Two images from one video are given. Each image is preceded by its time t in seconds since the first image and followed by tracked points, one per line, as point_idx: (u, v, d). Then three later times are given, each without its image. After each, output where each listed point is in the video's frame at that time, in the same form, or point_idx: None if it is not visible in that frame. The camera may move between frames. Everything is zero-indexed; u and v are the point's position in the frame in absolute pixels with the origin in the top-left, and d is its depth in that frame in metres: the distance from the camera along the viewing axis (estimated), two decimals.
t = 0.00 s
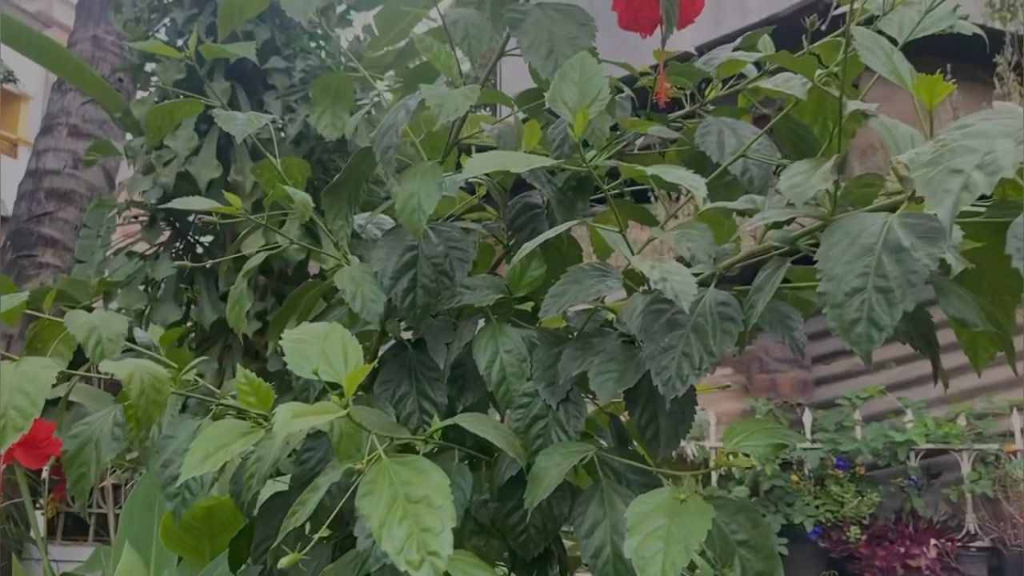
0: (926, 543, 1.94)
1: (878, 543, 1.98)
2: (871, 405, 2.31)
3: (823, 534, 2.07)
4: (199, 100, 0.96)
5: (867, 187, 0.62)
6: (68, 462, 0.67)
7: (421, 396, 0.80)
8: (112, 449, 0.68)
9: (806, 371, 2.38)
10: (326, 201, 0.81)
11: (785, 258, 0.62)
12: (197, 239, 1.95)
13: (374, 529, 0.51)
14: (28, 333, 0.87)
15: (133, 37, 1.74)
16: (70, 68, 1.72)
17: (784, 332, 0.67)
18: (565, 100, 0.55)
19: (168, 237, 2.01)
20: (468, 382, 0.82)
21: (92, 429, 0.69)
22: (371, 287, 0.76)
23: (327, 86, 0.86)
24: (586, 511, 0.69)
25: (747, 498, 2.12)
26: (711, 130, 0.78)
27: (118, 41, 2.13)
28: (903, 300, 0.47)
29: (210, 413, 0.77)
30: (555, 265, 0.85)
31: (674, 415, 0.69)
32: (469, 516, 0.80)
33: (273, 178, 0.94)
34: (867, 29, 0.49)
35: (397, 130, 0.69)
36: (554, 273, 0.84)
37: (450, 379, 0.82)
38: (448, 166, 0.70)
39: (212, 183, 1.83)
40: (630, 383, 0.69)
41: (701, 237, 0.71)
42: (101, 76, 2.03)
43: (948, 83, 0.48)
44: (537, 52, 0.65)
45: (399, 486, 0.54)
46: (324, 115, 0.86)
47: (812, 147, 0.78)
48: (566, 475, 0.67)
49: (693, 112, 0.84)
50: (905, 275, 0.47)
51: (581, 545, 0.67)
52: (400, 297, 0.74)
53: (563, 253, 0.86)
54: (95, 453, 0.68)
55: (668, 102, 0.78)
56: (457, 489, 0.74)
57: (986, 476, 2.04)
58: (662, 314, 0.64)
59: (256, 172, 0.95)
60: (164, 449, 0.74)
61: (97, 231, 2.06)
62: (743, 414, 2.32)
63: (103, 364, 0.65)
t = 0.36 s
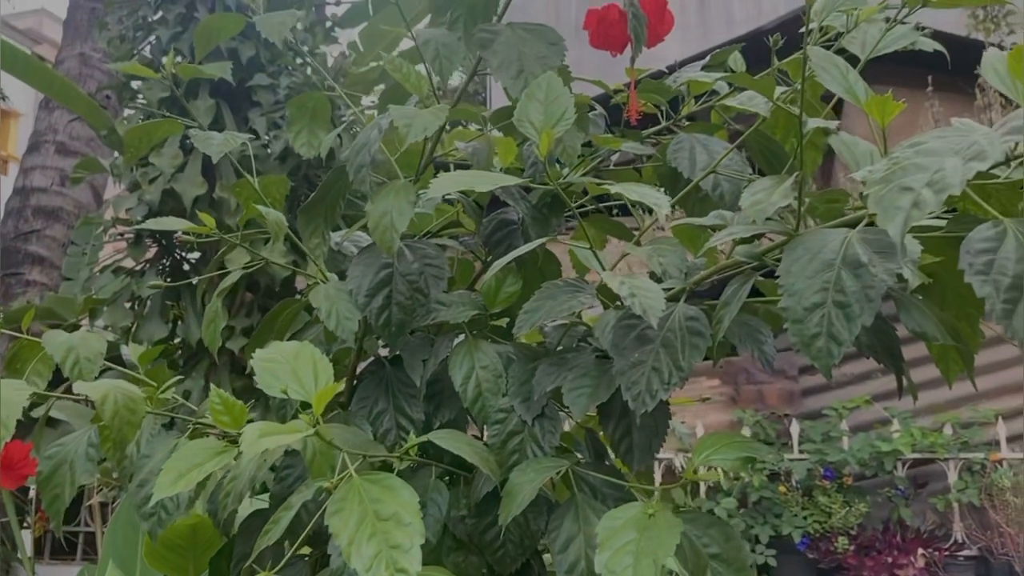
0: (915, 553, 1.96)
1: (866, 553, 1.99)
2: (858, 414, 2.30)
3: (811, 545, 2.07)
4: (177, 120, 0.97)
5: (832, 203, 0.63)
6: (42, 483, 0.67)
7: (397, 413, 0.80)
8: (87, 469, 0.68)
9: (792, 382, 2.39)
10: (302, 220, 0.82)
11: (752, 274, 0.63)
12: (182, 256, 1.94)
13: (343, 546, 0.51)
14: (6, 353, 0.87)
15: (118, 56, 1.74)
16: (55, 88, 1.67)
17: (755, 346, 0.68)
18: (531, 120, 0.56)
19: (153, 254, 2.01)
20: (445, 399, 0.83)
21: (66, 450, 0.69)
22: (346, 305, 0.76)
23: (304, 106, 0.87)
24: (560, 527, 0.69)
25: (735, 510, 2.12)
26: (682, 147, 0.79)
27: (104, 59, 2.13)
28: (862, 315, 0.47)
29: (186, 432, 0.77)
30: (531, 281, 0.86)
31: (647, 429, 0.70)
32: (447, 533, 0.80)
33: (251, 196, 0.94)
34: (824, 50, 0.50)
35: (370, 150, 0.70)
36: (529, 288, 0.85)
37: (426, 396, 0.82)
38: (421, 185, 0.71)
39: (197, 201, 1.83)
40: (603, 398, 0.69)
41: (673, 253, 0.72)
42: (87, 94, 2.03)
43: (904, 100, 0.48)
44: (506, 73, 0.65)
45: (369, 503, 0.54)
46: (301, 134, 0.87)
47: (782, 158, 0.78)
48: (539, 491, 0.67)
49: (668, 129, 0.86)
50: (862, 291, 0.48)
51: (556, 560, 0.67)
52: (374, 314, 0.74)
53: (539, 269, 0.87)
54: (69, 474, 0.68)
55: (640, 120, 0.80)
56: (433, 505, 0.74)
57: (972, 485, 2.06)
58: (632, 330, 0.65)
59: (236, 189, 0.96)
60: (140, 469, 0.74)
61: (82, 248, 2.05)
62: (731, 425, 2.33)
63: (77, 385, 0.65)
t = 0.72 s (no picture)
0: (906, 561, 1.95)
1: (858, 562, 1.99)
2: (849, 422, 2.30)
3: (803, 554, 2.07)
4: (157, 141, 0.98)
5: (803, 222, 0.64)
6: (23, 507, 0.68)
7: (379, 432, 0.81)
8: (67, 493, 0.69)
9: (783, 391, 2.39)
10: (283, 241, 0.82)
11: (725, 293, 0.63)
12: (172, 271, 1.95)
13: (318, 571, 0.51)
14: None
15: (106, 73, 1.74)
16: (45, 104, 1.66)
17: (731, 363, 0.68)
18: (503, 145, 0.58)
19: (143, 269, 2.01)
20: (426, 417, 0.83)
21: (47, 473, 0.70)
22: (326, 325, 0.77)
23: (284, 126, 0.87)
24: (540, 545, 0.69)
25: (727, 520, 2.13)
26: (660, 164, 0.80)
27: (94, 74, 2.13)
28: (827, 337, 0.48)
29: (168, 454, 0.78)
30: (512, 299, 0.86)
31: (626, 446, 0.70)
32: (430, 551, 0.80)
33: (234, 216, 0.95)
34: (787, 76, 0.51)
35: (348, 172, 0.70)
36: (510, 306, 0.85)
37: (408, 415, 0.83)
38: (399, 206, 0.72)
39: (186, 217, 1.83)
40: (581, 417, 0.70)
41: (650, 272, 0.73)
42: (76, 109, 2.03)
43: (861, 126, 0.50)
44: (482, 95, 0.66)
45: (344, 527, 0.55)
46: (282, 154, 0.88)
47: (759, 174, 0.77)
48: (518, 510, 0.67)
49: (647, 146, 0.87)
50: (827, 313, 0.49)
51: None
52: (354, 335, 0.74)
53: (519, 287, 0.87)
54: (49, 498, 0.68)
55: (617, 138, 0.81)
56: (414, 525, 0.74)
57: (962, 492, 2.07)
58: (608, 349, 0.65)
59: (217, 210, 0.98)
60: (121, 492, 0.74)
61: (73, 264, 2.05)
62: (723, 434, 2.33)
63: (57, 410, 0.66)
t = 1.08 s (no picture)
0: (902, 560, 1.96)
1: (853, 562, 1.99)
2: (844, 422, 2.31)
3: (799, 555, 2.07)
4: (147, 149, 0.98)
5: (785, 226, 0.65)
6: (12, 514, 0.68)
7: (369, 436, 0.81)
8: (56, 500, 0.69)
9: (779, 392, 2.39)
10: (271, 247, 0.82)
11: (708, 297, 0.64)
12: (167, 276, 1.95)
13: None
14: None
15: (101, 78, 1.74)
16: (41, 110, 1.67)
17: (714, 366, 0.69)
18: (485, 152, 0.60)
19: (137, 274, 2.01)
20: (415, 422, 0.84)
21: (36, 480, 0.70)
22: (315, 331, 0.77)
23: (274, 133, 0.88)
24: (527, 549, 0.69)
25: (723, 520, 2.13)
26: (646, 169, 0.81)
27: (89, 79, 2.13)
28: (805, 342, 0.49)
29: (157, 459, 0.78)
30: (502, 304, 0.87)
31: (612, 450, 0.70)
32: (420, 555, 0.80)
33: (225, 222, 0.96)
34: (764, 83, 0.52)
35: (335, 179, 0.71)
36: (499, 311, 0.86)
37: (397, 420, 0.83)
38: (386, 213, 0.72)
39: (181, 221, 1.83)
40: (568, 421, 0.70)
41: (637, 276, 0.73)
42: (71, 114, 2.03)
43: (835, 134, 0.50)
44: (467, 102, 0.66)
45: (330, 533, 0.55)
46: (271, 161, 0.88)
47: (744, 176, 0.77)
48: (505, 513, 0.68)
49: (635, 150, 0.88)
50: (805, 318, 0.49)
51: None
52: (343, 340, 0.75)
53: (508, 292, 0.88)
54: (39, 505, 0.68)
55: (603, 143, 0.82)
56: (403, 529, 0.75)
57: (957, 492, 2.07)
58: (593, 354, 0.65)
59: (207, 215, 0.98)
60: (112, 496, 0.75)
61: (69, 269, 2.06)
62: (719, 435, 2.33)
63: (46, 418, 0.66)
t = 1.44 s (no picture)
0: (898, 553, 1.96)
1: (850, 554, 2.01)
2: (841, 417, 2.33)
3: (796, 547, 2.09)
4: (144, 146, 0.99)
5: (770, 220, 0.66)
6: (11, 506, 0.69)
7: (363, 428, 0.82)
8: (54, 493, 0.70)
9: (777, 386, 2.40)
10: (266, 242, 0.82)
11: (694, 289, 0.64)
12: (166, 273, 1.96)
13: (296, 564, 0.53)
14: None
15: (99, 77, 1.75)
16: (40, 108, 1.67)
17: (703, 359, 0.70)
18: (473, 148, 0.61)
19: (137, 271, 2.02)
20: (410, 415, 0.85)
21: (34, 473, 0.71)
22: (309, 325, 0.78)
23: (268, 130, 0.88)
24: (519, 538, 0.70)
25: (720, 514, 2.15)
26: (637, 163, 0.82)
27: (88, 78, 2.14)
28: (786, 331, 0.50)
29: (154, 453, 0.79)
30: (495, 298, 0.87)
31: (603, 441, 0.71)
32: (415, 546, 0.81)
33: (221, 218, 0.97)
34: (746, 77, 0.52)
35: (329, 174, 0.72)
36: (492, 303, 0.87)
37: (391, 413, 0.84)
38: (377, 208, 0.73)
39: (179, 219, 1.84)
40: (558, 412, 0.71)
41: (626, 269, 0.74)
42: (70, 113, 2.04)
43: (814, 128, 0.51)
44: (457, 98, 0.67)
45: (322, 522, 0.56)
46: (266, 158, 0.89)
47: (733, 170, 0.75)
48: (496, 503, 0.69)
49: (626, 145, 0.89)
50: (787, 309, 0.50)
51: (514, 572, 0.68)
52: (337, 334, 0.76)
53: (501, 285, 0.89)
54: (37, 497, 0.69)
55: (593, 138, 0.83)
56: (397, 520, 0.76)
57: (954, 484, 2.08)
58: (582, 346, 0.66)
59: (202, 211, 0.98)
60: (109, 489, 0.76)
61: (70, 267, 2.07)
62: (717, 430, 2.34)
63: (43, 411, 0.67)
